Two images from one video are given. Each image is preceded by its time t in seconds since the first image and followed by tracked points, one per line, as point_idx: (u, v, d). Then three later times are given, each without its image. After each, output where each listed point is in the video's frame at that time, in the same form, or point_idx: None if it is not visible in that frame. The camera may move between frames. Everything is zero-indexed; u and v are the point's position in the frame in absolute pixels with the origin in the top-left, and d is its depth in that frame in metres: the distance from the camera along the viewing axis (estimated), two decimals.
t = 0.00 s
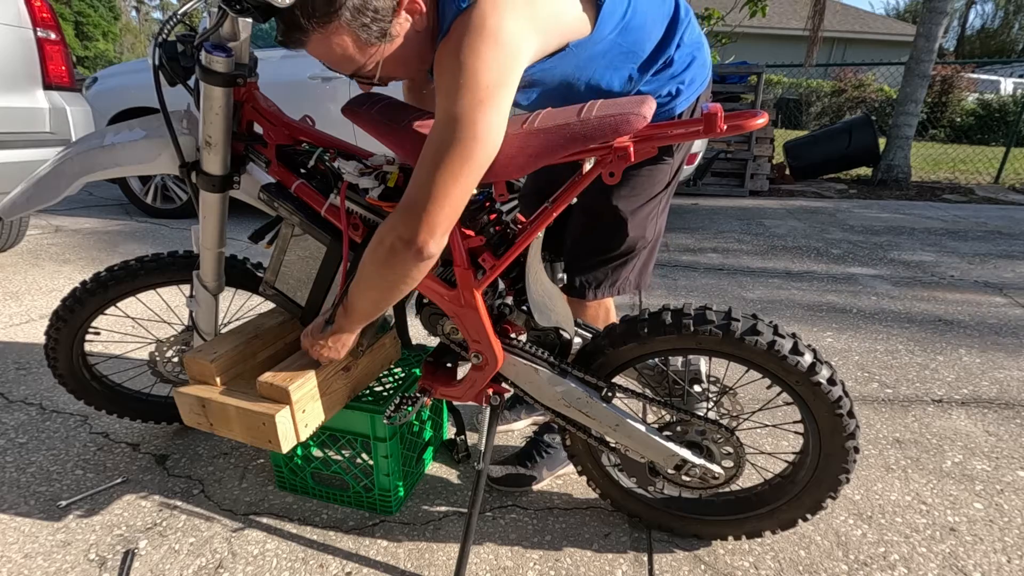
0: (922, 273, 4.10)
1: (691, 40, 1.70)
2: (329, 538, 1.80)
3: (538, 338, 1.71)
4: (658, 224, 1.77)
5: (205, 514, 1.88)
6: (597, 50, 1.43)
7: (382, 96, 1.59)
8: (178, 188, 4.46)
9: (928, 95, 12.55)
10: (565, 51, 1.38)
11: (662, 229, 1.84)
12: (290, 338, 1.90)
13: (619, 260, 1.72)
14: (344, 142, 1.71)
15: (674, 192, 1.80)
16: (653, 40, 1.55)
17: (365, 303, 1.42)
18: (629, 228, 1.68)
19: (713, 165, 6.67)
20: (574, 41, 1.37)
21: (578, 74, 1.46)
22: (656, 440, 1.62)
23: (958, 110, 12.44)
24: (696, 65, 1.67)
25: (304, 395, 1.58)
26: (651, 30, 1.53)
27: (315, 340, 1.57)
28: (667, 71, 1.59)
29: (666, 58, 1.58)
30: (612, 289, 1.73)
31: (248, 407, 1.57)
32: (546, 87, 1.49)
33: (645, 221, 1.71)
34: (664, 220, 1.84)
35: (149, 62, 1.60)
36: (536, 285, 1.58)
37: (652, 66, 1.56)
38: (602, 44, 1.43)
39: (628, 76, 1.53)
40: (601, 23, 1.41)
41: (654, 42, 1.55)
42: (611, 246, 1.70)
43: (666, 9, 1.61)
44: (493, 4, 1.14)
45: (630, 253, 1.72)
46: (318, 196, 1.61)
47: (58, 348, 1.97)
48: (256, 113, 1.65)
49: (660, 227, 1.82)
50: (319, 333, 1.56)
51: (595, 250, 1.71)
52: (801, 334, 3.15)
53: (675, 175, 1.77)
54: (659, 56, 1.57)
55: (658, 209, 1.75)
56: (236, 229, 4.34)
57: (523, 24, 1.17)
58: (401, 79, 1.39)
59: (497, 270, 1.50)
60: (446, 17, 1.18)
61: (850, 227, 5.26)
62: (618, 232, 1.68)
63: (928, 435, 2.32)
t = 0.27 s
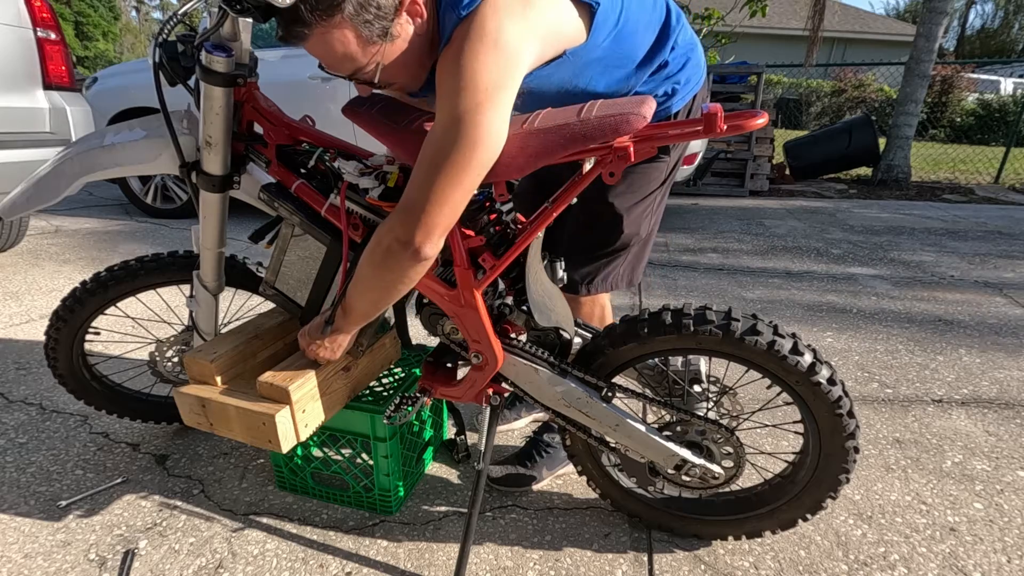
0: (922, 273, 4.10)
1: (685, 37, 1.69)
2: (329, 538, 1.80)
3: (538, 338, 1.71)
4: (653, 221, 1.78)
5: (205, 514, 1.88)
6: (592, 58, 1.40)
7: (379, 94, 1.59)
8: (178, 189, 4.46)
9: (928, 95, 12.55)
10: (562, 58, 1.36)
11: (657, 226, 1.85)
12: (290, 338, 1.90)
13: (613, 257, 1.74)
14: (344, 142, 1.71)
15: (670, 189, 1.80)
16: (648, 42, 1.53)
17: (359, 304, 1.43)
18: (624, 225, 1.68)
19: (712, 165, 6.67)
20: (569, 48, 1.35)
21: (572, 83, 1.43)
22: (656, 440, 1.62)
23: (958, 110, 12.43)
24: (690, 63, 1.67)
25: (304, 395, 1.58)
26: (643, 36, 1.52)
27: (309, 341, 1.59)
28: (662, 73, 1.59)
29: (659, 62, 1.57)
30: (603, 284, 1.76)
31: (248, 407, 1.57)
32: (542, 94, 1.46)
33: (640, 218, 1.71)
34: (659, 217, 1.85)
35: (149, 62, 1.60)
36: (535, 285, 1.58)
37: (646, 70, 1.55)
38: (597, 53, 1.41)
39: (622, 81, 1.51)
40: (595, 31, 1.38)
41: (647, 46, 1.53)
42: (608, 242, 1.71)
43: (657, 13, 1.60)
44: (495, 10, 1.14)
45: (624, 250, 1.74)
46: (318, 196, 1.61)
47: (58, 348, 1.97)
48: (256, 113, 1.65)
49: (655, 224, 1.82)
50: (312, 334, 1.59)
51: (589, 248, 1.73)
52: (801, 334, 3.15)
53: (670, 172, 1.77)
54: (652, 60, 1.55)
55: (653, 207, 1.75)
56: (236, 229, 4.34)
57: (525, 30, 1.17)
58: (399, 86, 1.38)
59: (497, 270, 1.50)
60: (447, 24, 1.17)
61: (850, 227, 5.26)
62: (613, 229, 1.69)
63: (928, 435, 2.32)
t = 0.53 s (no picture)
0: (922, 274, 4.10)
1: (679, 45, 1.70)
2: (329, 538, 1.80)
3: (538, 338, 1.71)
4: (642, 220, 1.78)
5: (205, 514, 1.88)
6: (591, 73, 1.41)
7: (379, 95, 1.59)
8: (178, 189, 4.46)
9: (928, 95, 12.56)
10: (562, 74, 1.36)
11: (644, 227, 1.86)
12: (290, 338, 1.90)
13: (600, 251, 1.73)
14: (344, 143, 1.71)
15: (659, 193, 1.81)
16: (643, 52, 1.54)
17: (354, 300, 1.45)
18: (613, 220, 1.68)
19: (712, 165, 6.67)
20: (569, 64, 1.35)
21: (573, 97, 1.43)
22: (656, 440, 1.62)
23: (958, 110, 12.43)
24: (685, 71, 1.67)
25: (304, 395, 1.58)
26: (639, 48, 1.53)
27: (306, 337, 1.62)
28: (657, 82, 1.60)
29: (654, 73, 1.58)
30: (588, 278, 1.75)
31: (248, 407, 1.56)
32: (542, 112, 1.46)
33: (629, 217, 1.71)
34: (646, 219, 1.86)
35: (149, 62, 1.60)
36: (536, 285, 1.58)
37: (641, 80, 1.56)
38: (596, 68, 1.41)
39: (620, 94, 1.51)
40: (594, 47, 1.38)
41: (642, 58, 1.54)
42: (597, 236, 1.70)
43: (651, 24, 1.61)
44: (495, 16, 1.16)
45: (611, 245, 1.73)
46: (318, 196, 1.61)
47: (57, 348, 1.97)
48: (257, 113, 1.65)
49: (643, 225, 1.83)
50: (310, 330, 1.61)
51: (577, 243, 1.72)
52: (801, 334, 3.14)
53: (661, 176, 1.79)
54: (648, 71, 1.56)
55: (643, 207, 1.76)
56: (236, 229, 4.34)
57: (525, 35, 1.17)
58: (401, 93, 1.38)
59: (498, 270, 1.50)
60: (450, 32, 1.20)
61: (850, 227, 5.26)
62: (602, 223, 1.68)
63: (928, 435, 2.32)
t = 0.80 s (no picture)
0: (923, 273, 4.10)
1: (676, 51, 1.70)
2: (329, 538, 1.80)
3: (538, 338, 1.71)
4: (636, 218, 1.79)
5: (205, 514, 1.88)
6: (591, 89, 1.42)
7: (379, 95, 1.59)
8: (178, 189, 4.46)
9: (928, 95, 12.56)
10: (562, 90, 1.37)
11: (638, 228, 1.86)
12: (290, 338, 1.90)
13: (594, 251, 1.72)
14: (345, 143, 1.72)
15: (655, 195, 1.82)
16: (641, 64, 1.55)
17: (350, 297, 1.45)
18: (607, 220, 1.67)
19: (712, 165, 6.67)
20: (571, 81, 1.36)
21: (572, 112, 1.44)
22: (656, 440, 1.62)
23: (958, 110, 12.43)
24: (683, 79, 1.67)
25: (304, 395, 1.57)
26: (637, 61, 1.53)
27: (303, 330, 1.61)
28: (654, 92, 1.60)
29: (651, 83, 1.58)
30: (577, 278, 1.75)
31: (248, 406, 1.56)
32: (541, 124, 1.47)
33: (623, 218, 1.71)
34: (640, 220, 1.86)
35: (150, 62, 1.60)
36: (536, 285, 1.57)
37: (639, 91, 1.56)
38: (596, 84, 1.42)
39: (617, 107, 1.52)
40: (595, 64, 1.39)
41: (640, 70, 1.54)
42: (591, 237, 1.70)
43: (649, 35, 1.61)
44: (503, 26, 1.17)
45: (605, 246, 1.73)
46: (318, 195, 1.61)
47: (57, 348, 1.97)
48: (257, 113, 1.65)
49: (636, 225, 1.83)
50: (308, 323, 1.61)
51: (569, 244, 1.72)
52: (801, 334, 3.14)
53: (657, 179, 1.79)
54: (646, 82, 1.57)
55: (637, 208, 1.76)
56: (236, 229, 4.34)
57: (533, 43, 1.18)
58: (419, 87, 1.34)
59: (498, 270, 1.50)
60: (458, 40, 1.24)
61: (850, 227, 5.25)
62: (596, 223, 1.68)
63: (928, 435, 2.32)
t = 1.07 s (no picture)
0: (922, 273, 4.10)
1: (677, 54, 1.70)
2: (329, 538, 1.80)
3: (538, 338, 1.71)
4: (637, 218, 1.78)
5: (205, 514, 1.88)
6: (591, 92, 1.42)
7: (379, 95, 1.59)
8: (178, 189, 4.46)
9: (928, 95, 12.56)
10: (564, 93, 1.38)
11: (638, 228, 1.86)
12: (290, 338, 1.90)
13: (594, 251, 1.72)
14: (345, 143, 1.71)
15: (656, 196, 1.82)
16: (643, 66, 1.55)
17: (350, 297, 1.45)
18: (607, 220, 1.67)
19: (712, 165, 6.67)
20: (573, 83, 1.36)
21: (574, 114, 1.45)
22: (656, 440, 1.62)
23: (958, 110, 12.43)
24: (684, 81, 1.67)
25: (304, 395, 1.58)
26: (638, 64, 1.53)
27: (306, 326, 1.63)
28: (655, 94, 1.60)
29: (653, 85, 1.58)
30: (576, 278, 1.75)
31: (249, 406, 1.56)
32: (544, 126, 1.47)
33: (623, 217, 1.70)
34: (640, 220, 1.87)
35: (151, 62, 1.60)
36: (536, 285, 1.57)
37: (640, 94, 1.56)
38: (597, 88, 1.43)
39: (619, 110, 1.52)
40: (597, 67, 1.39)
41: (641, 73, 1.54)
42: (591, 237, 1.70)
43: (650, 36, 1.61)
44: (505, 28, 1.18)
45: (605, 246, 1.72)
46: (319, 195, 1.61)
47: (57, 348, 1.97)
48: (257, 113, 1.65)
49: (636, 226, 1.83)
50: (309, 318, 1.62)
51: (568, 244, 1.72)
52: (801, 334, 3.14)
53: (658, 179, 1.79)
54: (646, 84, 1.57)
55: (638, 208, 1.76)
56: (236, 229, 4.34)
57: (535, 45, 1.19)
58: (431, 67, 1.29)
59: (498, 270, 1.50)
60: (462, 41, 1.23)
61: (850, 227, 5.25)
62: (596, 222, 1.68)
63: (928, 435, 2.32)
